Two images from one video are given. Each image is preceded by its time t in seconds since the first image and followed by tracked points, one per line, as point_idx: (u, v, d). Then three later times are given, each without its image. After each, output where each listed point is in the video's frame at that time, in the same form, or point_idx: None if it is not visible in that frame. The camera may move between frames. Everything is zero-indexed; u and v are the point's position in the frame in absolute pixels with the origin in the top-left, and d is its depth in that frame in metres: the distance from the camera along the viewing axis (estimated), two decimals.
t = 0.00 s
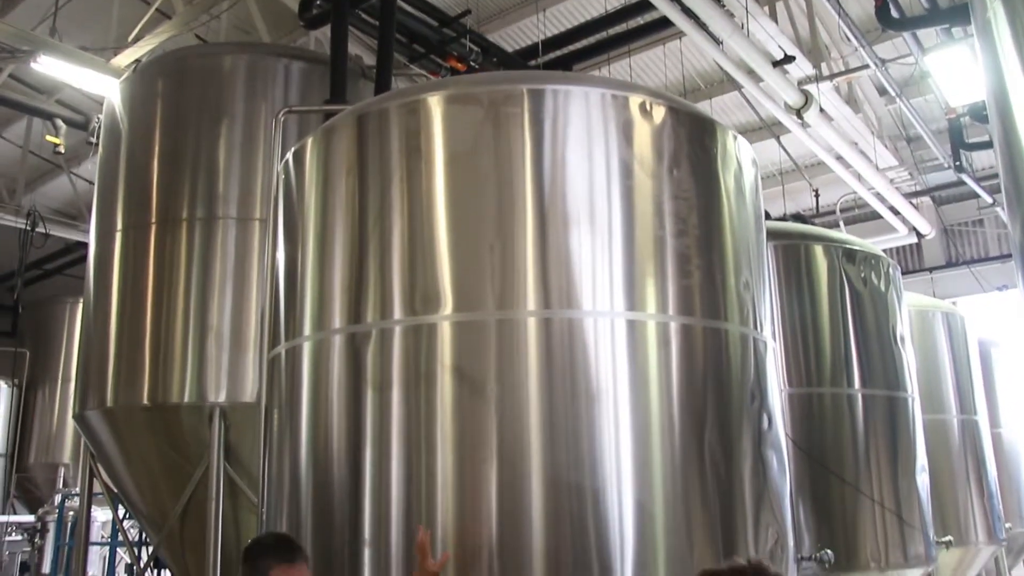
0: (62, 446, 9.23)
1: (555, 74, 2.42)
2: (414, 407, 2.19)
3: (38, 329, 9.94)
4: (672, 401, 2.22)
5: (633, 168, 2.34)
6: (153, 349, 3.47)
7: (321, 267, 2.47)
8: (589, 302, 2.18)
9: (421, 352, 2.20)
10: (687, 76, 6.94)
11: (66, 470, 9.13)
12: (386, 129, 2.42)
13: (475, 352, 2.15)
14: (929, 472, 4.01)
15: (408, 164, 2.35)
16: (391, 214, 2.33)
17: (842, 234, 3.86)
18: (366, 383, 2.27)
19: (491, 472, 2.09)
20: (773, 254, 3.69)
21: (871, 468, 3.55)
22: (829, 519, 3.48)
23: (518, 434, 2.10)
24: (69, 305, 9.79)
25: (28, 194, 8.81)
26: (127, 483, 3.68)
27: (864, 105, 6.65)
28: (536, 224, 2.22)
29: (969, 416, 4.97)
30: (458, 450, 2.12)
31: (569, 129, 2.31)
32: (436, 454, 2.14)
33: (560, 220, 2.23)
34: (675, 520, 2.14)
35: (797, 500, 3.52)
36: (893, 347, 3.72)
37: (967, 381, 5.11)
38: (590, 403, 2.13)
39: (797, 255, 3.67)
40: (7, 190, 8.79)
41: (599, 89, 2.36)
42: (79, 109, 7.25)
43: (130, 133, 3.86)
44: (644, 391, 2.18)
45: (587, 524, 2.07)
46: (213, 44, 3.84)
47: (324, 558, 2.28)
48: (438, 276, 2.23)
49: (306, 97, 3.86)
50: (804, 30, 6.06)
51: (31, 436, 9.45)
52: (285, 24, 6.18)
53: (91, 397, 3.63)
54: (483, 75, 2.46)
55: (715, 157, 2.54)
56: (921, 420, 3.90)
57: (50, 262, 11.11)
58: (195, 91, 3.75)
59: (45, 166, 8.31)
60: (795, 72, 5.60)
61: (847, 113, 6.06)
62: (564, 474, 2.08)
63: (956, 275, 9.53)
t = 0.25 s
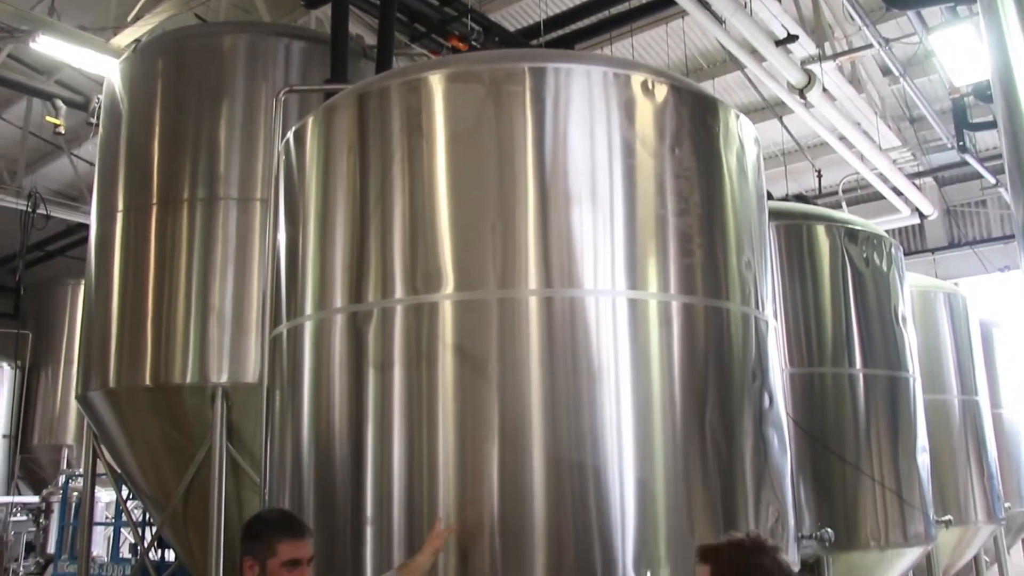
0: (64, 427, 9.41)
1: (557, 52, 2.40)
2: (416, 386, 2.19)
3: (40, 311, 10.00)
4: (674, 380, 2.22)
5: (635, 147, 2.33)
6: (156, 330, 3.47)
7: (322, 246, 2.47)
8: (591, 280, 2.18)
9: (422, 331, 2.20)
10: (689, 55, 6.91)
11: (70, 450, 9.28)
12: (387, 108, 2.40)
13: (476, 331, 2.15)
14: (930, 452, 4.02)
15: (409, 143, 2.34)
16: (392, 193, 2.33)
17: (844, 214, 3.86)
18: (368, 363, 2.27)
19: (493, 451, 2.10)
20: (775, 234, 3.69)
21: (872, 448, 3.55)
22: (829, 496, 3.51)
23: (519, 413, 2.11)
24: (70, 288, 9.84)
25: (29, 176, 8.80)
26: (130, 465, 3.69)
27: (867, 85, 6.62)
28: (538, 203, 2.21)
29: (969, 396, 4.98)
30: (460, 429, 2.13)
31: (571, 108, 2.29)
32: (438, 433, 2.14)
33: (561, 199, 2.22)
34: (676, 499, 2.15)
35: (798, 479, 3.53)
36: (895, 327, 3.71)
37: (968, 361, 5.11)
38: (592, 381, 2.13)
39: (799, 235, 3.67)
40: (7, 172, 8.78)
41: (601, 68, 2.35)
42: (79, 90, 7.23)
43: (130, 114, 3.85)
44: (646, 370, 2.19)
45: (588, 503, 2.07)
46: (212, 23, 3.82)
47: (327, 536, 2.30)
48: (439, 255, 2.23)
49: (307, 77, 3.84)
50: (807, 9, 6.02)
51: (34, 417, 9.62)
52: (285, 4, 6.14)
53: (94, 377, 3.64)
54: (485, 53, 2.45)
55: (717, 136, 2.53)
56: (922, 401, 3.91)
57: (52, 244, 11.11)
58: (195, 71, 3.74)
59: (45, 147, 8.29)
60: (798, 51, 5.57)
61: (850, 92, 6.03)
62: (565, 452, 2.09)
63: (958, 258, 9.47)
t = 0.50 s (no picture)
0: (67, 407, 9.56)
1: (558, 29, 2.39)
2: (417, 364, 2.19)
3: (42, 293, 10.17)
4: (675, 357, 2.22)
5: (636, 123, 2.32)
6: (157, 310, 3.48)
7: (323, 224, 2.46)
8: (592, 258, 2.18)
9: (423, 309, 2.20)
10: (691, 34, 6.86)
11: (74, 431, 9.57)
12: (387, 85, 2.39)
13: (477, 309, 2.15)
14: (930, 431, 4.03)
15: (409, 121, 2.33)
16: (393, 170, 2.32)
17: (846, 193, 3.86)
18: (369, 340, 2.28)
19: (494, 429, 2.10)
20: (777, 213, 3.69)
21: (872, 427, 3.56)
22: (829, 473, 3.50)
23: (520, 390, 2.11)
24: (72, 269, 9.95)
25: (29, 157, 8.78)
26: (133, 444, 3.71)
27: (870, 64, 6.58)
28: (539, 180, 2.21)
29: (970, 375, 4.96)
30: (461, 406, 2.13)
31: (572, 85, 2.28)
32: (439, 410, 2.15)
33: (562, 177, 2.21)
34: (676, 476, 2.16)
35: (799, 458, 3.52)
36: (896, 306, 3.72)
37: (969, 340, 5.11)
38: (593, 359, 2.13)
39: (800, 213, 3.66)
40: (7, 153, 8.76)
41: (602, 44, 2.33)
42: (78, 70, 7.21)
43: (130, 93, 3.83)
44: (647, 347, 2.19)
45: (588, 481, 2.08)
46: (211, 1, 3.79)
47: (328, 513, 2.31)
48: (440, 233, 2.22)
49: (307, 55, 3.82)
50: None
51: (38, 397, 9.79)
52: None
53: (96, 357, 3.65)
54: (485, 29, 2.43)
55: (719, 113, 2.52)
56: (922, 380, 3.91)
57: (52, 225, 11.11)
58: (194, 49, 3.72)
59: (44, 128, 8.27)
60: (801, 28, 5.51)
61: (853, 71, 6.00)
62: (566, 429, 2.09)
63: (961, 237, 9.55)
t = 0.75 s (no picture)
0: (68, 385, 9.67)
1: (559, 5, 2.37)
2: (417, 343, 2.19)
3: (42, 273, 10.29)
4: (675, 336, 2.22)
5: (637, 102, 2.31)
6: (157, 289, 3.48)
7: (323, 202, 2.46)
8: (592, 237, 2.18)
9: (423, 287, 2.20)
10: (693, 13, 6.80)
11: (75, 410, 9.70)
12: (387, 63, 2.38)
13: (478, 287, 2.15)
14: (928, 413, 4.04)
15: (410, 99, 2.32)
16: (393, 148, 2.31)
17: (847, 174, 3.85)
18: (369, 318, 2.28)
19: (493, 407, 2.10)
20: (778, 193, 3.68)
21: (871, 408, 3.57)
22: (827, 453, 3.50)
23: (520, 369, 2.11)
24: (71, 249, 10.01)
25: (28, 135, 8.76)
26: (134, 422, 3.73)
27: (873, 45, 6.54)
28: (540, 159, 2.20)
29: (969, 357, 4.97)
30: (461, 383, 2.14)
31: (573, 63, 2.27)
32: (439, 388, 2.15)
33: (563, 155, 2.21)
34: (676, 455, 2.16)
35: (798, 440, 3.51)
36: (896, 288, 3.72)
37: (969, 323, 5.12)
38: (593, 338, 2.13)
39: (802, 194, 3.66)
40: (6, 131, 8.74)
41: (604, 22, 2.32)
42: (76, 48, 7.18)
43: (129, 70, 3.82)
44: (647, 326, 2.18)
45: (588, 460, 2.08)
46: None
47: (329, 490, 2.32)
48: (440, 211, 2.22)
49: (307, 33, 3.81)
50: None
51: (38, 375, 9.84)
52: None
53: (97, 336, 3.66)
54: (486, 6, 2.41)
55: (721, 92, 2.51)
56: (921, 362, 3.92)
57: (52, 205, 11.11)
58: (193, 27, 3.69)
59: (43, 106, 8.25)
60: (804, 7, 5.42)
61: (856, 52, 5.96)
62: (566, 407, 2.09)
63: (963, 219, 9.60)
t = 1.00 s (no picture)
0: (71, 368, 9.72)
1: None
2: (419, 323, 2.19)
3: (44, 255, 10.28)
4: (676, 316, 2.22)
5: (639, 82, 2.30)
6: (159, 270, 3.49)
7: (324, 183, 2.45)
8: (594, 217, 2.17)
9: (425, 267, 2.20)
10: None
11: (77, 392, 9.72)
12: (388, 43, 2.37)
13: (479, 268, 2.15)
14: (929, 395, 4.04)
15: (410, 79, 2.31)
16: (394, 129, 2.31)
17: (850, 155, 3.84)
18: (370, 299, 2.27)
19: (495, 388, 2.11)
20: (780, 174, 3.67)
21: (872, 389, 3.57)
22: (828, 434, 3.51)
23: (522, 349, 2.11)
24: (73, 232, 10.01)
25: (28, 118, 8.75)
26: (136, 403, 3.75)
27: (877, 27, 6.50)
28: (542, 139, 2.19)
29: (971, 339, 4.98)
30: (463, 364, 2.14)
31: (575, 43, 2.25)
32: (441, 369, 2.15)
33: (564, 135, 2.20)
34: (677, 435, 2.17)
35: (799, 420, 3.52)
36: (898, 269, 3.72)
37: (971, 305, 5.12)
38: (595, 318, 2.13)
39: (804, 175, 3.66)
40: (7, 114, 8.73)
41: (606, 1, 2.31)
42: (76, 29, 7.16)
43: (129, 51, 3.80)
44: (649, 307, 2.18)
45: (589, 441, 2.09)
46: None
47: (331, 470, 2.32)
48: (441, 191, 2.22)
49: (308, 14, 3.79)
50: None
51: (41, 358, 9.89)
52: None
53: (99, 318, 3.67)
54: None
55: (723, 73, 2.50)
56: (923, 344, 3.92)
57: (53, 188, 11.10)
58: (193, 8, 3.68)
59: (43, 88, 8.23)
60: None
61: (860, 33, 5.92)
62: (567, 387, 2.10)
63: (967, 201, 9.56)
